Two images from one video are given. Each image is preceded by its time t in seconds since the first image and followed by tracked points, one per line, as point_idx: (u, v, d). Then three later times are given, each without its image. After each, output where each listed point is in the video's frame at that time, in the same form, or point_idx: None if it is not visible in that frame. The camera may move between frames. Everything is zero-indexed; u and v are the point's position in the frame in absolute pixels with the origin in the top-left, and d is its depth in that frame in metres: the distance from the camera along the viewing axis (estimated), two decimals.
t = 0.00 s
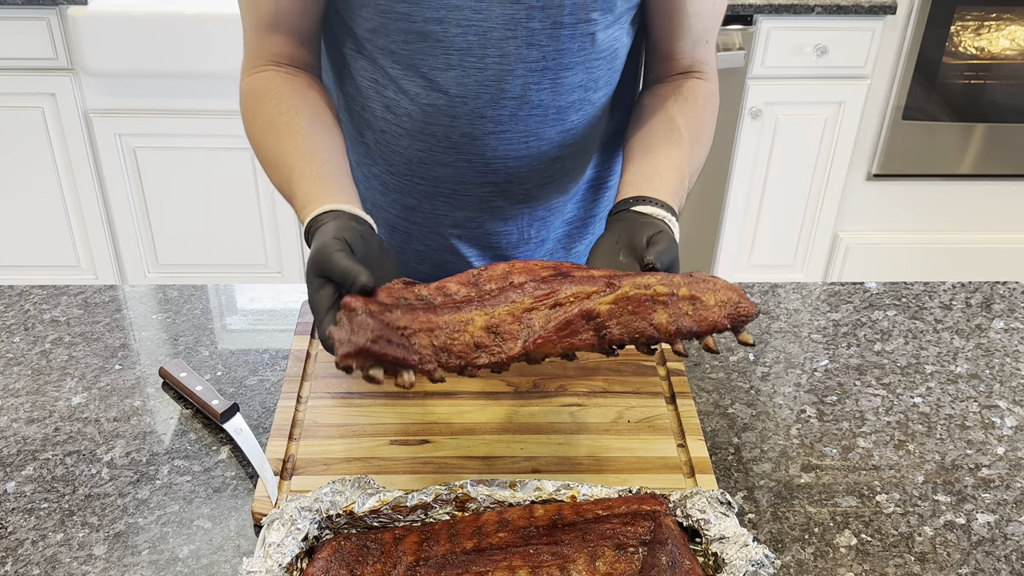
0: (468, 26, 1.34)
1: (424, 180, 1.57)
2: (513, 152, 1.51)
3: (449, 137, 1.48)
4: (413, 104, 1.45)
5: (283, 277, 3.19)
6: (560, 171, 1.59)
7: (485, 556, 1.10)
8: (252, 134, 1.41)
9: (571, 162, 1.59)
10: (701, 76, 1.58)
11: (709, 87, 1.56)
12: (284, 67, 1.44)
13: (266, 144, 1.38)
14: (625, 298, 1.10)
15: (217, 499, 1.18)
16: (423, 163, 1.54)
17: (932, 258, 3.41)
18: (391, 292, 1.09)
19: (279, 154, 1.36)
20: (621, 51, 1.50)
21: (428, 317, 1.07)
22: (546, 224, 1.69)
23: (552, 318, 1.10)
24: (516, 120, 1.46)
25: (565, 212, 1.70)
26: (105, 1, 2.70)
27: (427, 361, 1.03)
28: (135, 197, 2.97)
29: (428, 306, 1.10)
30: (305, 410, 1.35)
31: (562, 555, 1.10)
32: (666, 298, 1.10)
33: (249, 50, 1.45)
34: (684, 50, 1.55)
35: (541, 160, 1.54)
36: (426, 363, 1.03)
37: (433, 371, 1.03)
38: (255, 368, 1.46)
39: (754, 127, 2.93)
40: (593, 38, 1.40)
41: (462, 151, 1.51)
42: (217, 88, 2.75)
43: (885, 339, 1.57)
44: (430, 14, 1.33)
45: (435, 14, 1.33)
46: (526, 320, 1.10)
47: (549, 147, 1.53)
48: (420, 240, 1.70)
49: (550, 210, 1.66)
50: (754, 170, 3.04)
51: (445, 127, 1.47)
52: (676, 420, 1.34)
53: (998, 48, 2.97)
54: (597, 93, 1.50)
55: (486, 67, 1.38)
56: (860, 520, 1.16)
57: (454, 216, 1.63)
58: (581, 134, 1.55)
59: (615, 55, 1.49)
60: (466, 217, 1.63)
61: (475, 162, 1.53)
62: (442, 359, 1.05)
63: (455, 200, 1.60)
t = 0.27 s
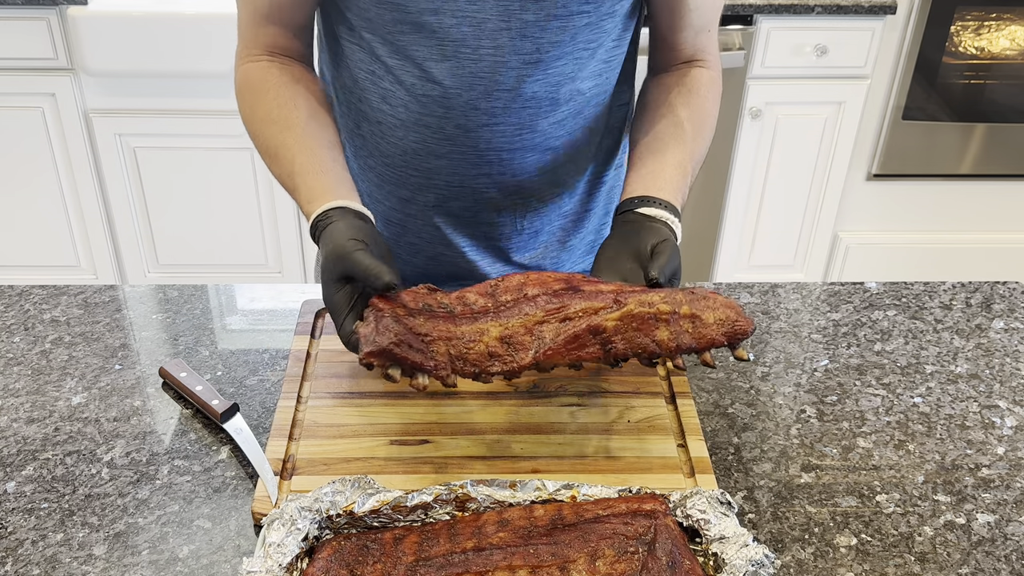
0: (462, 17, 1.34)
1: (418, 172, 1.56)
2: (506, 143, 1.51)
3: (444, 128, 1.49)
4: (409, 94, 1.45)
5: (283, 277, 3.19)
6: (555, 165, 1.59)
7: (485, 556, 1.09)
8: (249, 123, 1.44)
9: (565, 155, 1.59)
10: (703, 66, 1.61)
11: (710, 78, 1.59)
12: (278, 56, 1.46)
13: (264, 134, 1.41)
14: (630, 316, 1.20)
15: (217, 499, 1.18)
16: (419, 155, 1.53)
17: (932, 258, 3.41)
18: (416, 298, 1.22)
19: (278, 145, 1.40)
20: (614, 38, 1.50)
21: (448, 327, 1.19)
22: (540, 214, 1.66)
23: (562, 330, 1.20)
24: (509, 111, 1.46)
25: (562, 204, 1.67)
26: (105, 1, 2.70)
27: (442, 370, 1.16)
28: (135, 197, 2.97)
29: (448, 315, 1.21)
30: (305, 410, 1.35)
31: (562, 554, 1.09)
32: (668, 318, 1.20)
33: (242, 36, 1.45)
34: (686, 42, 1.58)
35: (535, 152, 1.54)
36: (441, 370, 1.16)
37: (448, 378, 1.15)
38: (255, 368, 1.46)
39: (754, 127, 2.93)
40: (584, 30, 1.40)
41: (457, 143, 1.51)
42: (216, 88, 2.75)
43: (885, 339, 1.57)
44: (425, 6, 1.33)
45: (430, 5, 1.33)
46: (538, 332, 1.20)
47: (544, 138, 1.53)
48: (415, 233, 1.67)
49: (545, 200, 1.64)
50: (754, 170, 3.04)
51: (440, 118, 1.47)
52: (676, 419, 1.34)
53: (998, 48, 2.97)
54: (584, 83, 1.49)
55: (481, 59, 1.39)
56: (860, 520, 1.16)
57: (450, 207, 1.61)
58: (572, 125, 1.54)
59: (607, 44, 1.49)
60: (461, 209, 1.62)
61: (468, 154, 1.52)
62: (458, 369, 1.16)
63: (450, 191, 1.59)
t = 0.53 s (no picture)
0: (462, 8, 1.36)
1: (417, 164, 1.55)
2: (503, 136, 1.51)
3: (442, 120, 1.48)
4: (409, 85, 1.45)
5: (283, 277, 3.19)
6: (554, 159, 1.59)
7: (485, 555, 1.09)
8: (234, 111, 1.44)
9: (562, 149, 1.59)
10: (693, 63, 1.64)
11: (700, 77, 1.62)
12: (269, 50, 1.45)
13: (248, 126, 1.42)
14: (597, 358, 1.33)
15: (217, 499, 1.18)
16: (419, 147, 1.52)
17: (932, 259, 3.41)
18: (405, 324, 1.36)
19: (261, 141, 1.40)
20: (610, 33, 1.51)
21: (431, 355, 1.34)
22: (537, 203, 1.65)
23: (534, 367, 1.34)
24: (507, 102, 1.46)
25: (558, 193, 1.66)
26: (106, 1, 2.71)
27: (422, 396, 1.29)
28: (135, 197, 2.97)
29: (435, 344, 1.38)
30: (306, 410, 1.35)
31: (562, 555, 1.10)
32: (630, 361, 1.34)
33: (235, 25, 1.45)
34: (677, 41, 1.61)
35: (532, 145, 1.54)
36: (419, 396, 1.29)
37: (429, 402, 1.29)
38: (255, 367, 1.46)
39: (754, 127, 2.93)
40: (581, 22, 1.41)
41: (455, 134, 1.50)
42: (217, 88, 2.75)
43: (885, 339, 1.57)
44: None
45: None
46: (512, 367, 1.34)
47: (541, 131, 1.53)
48: (412, 225, 1.64)
49: (543, 189, 1.63)
50: (754, 170, 3.04)
51: (440, 109, 1.46)
52: (676, 419, 1.35)
53: (998, 48, 2.97)
54: (579, 75, 1.51)
55: (480, 50, 1.39)
56: (860, 520, 1.16)
57: (448, 198, 1.60)
58: (567, 117, 1.55)
59: (603, 38, 1.50)
60: (460, 200, 1.60)
61: (467, 146, 1.51)
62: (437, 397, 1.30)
63: (449, 182, 1.57)
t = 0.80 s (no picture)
0: (457, 5, 1.36)
1: (413, 158, 1.55)
2: (499, 130, 1.50)
3: (439, 115, 1.48)
4: (404, 81, 1.45)
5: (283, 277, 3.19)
6: (548, 153, 1.59)
7: (485, 555, 1.09)
8: (223, 106, 1.45)
9: (557, 146, 1.60)
10: (683, 66, 1.64)
11: (688, 81, 1.63)
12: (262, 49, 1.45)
13: (236, 124, 1.43)
14: (577, 377, 1.37)
15: (217, 499, 1.18)
16: (414, 141, 1.52)
17: (932, 258, 3.41)
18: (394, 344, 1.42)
19: (248, 143, 1.41)
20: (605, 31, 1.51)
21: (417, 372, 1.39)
22: (531, 199, 1.66)
23: (517, 385, 1.38)
24: (502, 98, 1.46)
25: (552, 189, 1.67)
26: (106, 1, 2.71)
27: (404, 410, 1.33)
28: (135, 197, 2.97)
29: (421, 364, 1.42)
30: (305, 411, 1.35)
31: (562, 554, 1.10)
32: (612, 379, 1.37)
33: (229, 20, 1.44)
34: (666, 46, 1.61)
35: (529, 140, 1.54)
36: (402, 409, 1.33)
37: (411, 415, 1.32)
38: (255, 367, 1.46)
39: (754, 127, 2.93)
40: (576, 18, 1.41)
41: (452, 129, 1.50)
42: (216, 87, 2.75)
43: (885, 339, 1.57)
44: None
45: None
46: (496, 385, 1.38)
47: (537, 127, 1.53)
48: (408, 219, 1.65)
49: (536, 185, 1.64)
50: (754, 170, 3.04)
51: (435, 104, 1.46)
52: (676, 420, 1.35)
53: (998, 48, 2.97)
54: (574, 73, 1.51)
55: (476, 46, 1.39)
56: (860, 520, 1.16)
57: (443, 192, 1.60)
58: (563, 113, 1.55)
59: (599, 35, 1.50)
60: (455, 195, 1.61)
61: (463, 141, 1.51)
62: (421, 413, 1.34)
63: (445, 176, 1.57)
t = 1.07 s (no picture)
0: None
1: (409, 155, 1.55)
2: (496, 126, 1.51)
3: (434, 110, 1.48)
4: (398, 77, 1.45)
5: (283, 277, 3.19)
6: (544, 148, 1.59)
7: (485, 555, 1.09)
8: (213, 102, 1.40)
9: (555, 143, 1.60)
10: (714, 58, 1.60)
11: (718, 45, 1.61)
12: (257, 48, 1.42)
13: (226, 121, 1.38)
14: (578, 376, 1.39)
15: (217, 500, 1.18)
16: (409, 137, 1.52)
17: (932, 259, 3.41)
18: (390, 350, 1.44)
19: (237, 141, 1.37)
20: (602, 24, 1.51)
21: (417, 374, 1.40)
22: (530, 192, 1.66)
23: (519, 384, 1.38)
24: (498, 93, 1.46)
25: (550, 183, 1.67)
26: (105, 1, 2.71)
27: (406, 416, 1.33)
28: (135, 197, 2.97)
29: (421, 366, 1.43)
30: (305, 411, 1.35)
31: (562, 554, 1.10)
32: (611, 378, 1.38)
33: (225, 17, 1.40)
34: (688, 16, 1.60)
35: (525, 136, 1.54)
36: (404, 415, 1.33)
37: (414, 419, 1.33)
38: (255, 367, 1.46)
39: (754, 127, 2.93)
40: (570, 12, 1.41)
41: (447, 123, 1.50)
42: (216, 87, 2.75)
43: (885, 339, 1.57)
44: None
45: None
46: (497, 383, 1.39)
47: (534, 122, 1.53)
48: (404, 214, 1.66)
49: (534, 179, 1.64)
50: (754, 170, 3.04)
51: (430, 100, 1.46)
52: (676, 419, 1.35)
53: (998, 49, 2.98)
54: (571, 68, 1.51)
55: (470, 40, 1.39)
56: (860, 519, 1.16)
57: (440, 188, 1.60)
58: (558, 108, 1.55)
59: (593, 30, 1.50)
60: (451, 191, 1.61)
61: (459, 136, 1.51)
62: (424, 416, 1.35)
63: (441, 172, 1.57)
